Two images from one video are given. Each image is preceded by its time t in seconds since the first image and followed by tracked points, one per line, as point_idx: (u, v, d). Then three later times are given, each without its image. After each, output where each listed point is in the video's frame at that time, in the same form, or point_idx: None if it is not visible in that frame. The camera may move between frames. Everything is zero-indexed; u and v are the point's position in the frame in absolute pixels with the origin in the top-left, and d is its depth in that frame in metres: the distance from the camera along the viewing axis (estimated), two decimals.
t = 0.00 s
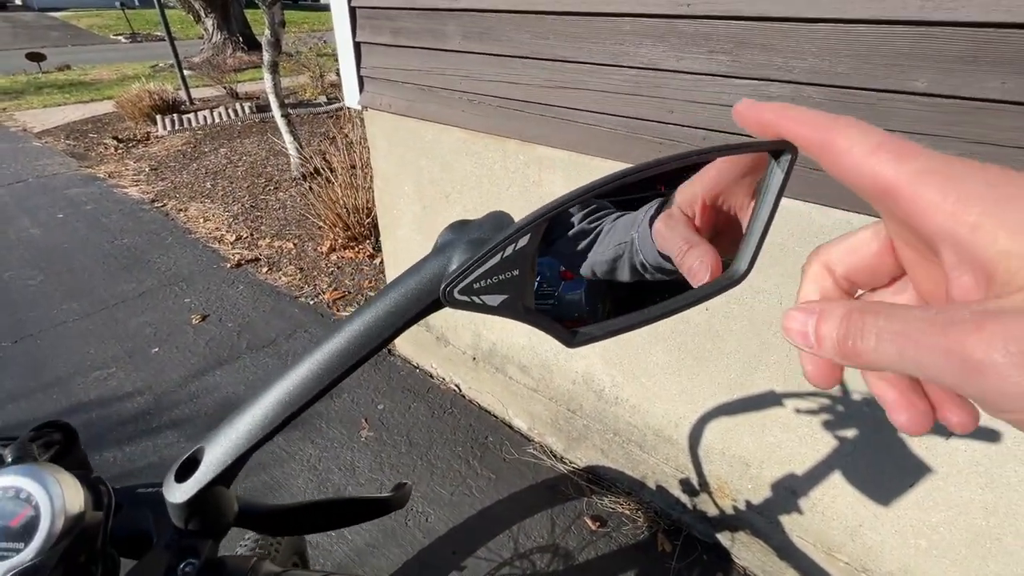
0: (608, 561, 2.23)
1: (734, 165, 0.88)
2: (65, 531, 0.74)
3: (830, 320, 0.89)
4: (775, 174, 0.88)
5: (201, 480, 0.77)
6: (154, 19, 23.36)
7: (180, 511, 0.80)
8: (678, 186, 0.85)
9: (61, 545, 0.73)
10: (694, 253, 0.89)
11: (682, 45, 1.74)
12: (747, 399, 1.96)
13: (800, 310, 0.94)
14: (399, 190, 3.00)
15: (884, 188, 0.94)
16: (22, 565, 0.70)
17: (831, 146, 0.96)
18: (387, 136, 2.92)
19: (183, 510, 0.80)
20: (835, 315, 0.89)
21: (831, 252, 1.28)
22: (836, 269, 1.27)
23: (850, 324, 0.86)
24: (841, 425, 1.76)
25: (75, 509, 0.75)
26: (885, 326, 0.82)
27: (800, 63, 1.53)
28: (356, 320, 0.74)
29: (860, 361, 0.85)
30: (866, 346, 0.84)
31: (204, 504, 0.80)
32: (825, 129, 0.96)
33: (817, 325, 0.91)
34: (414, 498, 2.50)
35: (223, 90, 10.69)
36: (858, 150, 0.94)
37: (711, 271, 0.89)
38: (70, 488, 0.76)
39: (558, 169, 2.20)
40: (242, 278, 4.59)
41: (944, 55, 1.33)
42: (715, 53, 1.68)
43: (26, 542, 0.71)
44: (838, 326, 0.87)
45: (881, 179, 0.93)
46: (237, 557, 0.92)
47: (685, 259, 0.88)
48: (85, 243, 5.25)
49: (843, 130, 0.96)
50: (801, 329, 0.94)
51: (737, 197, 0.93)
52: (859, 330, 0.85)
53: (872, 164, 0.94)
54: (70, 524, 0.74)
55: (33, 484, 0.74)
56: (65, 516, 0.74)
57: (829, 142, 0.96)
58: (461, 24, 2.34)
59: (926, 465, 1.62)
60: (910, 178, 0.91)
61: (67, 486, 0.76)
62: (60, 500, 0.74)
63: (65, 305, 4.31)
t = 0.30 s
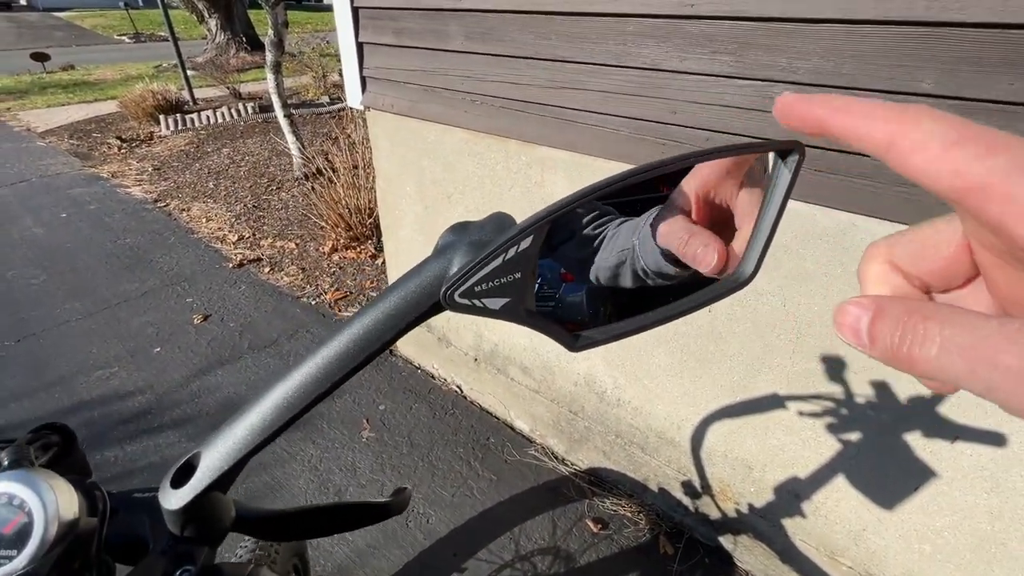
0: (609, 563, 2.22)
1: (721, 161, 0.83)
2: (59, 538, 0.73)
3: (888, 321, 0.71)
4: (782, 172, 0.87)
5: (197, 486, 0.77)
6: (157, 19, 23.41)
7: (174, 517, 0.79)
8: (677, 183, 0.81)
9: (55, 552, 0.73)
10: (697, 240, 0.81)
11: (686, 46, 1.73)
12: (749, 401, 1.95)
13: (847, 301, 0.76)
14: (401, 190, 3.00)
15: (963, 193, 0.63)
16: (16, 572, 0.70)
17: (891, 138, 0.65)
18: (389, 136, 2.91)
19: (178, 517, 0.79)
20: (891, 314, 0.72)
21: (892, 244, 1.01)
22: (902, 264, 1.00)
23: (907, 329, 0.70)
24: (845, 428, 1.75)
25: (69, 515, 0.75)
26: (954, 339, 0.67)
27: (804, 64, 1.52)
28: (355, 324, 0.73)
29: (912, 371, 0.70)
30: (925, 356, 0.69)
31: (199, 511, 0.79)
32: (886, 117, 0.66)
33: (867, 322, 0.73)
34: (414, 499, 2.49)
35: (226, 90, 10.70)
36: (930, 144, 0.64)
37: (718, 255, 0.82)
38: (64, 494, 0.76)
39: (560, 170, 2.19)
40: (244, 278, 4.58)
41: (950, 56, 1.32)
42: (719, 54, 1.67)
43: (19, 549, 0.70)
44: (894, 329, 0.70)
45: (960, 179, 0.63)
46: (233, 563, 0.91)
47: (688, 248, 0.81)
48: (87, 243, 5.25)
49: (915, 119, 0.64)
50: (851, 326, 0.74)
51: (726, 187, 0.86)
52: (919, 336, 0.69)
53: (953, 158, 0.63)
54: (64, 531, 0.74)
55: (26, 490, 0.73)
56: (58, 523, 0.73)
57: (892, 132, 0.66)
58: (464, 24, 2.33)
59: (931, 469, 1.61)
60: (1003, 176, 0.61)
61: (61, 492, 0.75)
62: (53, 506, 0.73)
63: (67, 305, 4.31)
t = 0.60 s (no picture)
0: (610, 564, 2.22)
1: (716, 173, 0.86)
2: (60, 539, 0.73)
3: (874, 365, 0.74)
4: (779, 178, 0.85)
5: (197, 487, 0.77)
6: (160, 19, 23.43)
7: (176, 518, 0.79)
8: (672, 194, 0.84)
9: (56, 553, 0.73)
10: (683, 262, 0.85)
11: (687, 47, 1.73)
12: (750, 402, 1.96)
13: (838, 347, 0.79)
14: (403, 191, 3.00)
15: (937, 228, 0.70)
16: (17, 572, 0.70)
17: (871, 173, 0.72)
18: (391, 137, 2.91)
19: (179, 518, 0.79)
20: (878, 358, 0.74)
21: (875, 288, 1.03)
22: (884, 308, 1.02)
23: (892, 372, 0.72)
24: (846, 429, 1.75)
25: (70, 516, 0.75)
26: (940, 385, 0.68)
27: (805, 66, 1.52)
28: (353, 327, 0.73)
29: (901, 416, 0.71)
30: (912, 402, 0.70)
31: (200, 512, 0.79)
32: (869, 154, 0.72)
33: (856, 365, 0.76)
34: (415, 499, 2.49)
35: (228, 90, 10.71)
36: (906, 181, 0.70)
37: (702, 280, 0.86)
38: (67, 496, 0.76)
39: (561, 171, 2.20)
40: (246, 278, 4.59)
41: (952, 57, 1.32)
42: (720, 55, 1.67)
43: (21, 549, 0.71)
44: (880, 373, 0.73)
45: (933, 216, 0.70)
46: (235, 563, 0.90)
47: (675, 269, 0.85)
48: (90, 243, 5.26)
49: (894, 156, 0.72)
50: (842, 370, 0.77)
51: (718, 207, 0.90)
52: (905, 382, 0.71)
53: (924, 198, 0.70)
54: (65, 532, 0.74)
55: (28, 491, 0.73)
56: (60, 524, 0.73)
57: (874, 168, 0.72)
58: (465, 25, 2.34)
59: (932, 471, 1.60)
60: (972, 217, 0.68)
61: (63, 493, 0.75)
62: (55, 507, 0.73)
63: (70, 305, 4.32)
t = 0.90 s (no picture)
0: (613, 564, 2.22)
1: (724, 177, 0.86)
2: (70, 536, 0.74)
3: (880, 373, 0.76)
4: (787, 179, 0.83)
5: (203, 486, 0.77)
6: (162, 19, 23.47)
7: (183, 518, 0.79)
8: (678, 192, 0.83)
9: (66, 550, 0.73)
10: (686, 266, 0.86)
11: (690, 47, 1.73)
12: (752, 403, 1.95)
13: (847, 357, 0.82)
14: (405, 190, 3.00)
15: (940, 238, 0.71)
16: (27, 569, 0.70)
17: (872, 184, 0.73)
18: (394, 137, 2.92)
19: (186, 517, 0.79)
20: (885, 367, 0.76)
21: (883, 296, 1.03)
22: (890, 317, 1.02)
23: (899, 379, 0.74)
24: (849, 430, 1.75)
25: (79, 513, 0.75)
26: (946, 392, 0.69)
27: (808, 66, 1.52)
28: (359, 326, 0.73)
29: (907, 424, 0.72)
30: (917, 409, 0.71)
31: (206, 511, 0.79)
32: (874, 162, 0.73)
33: (864, 374, 0.78)
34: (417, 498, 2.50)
35: (231, 90, 10.73)
36: (908, 191, 0.71)
37: (706, 282, 0.87)
38: (75, 494, 0.77)
39: (564, 171, 2.20)
40: (249, 278, 4.60)
41: (956, 57, 1.32)
42: (722, 55, 1.67)
43: (31, 546, 0.71)
44: (886, 380, 0.75)
45: (935, 226, 0.71)
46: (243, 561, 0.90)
47: (677, 274, 0.86)
48: (93, 243, 5.28)
49: (894, 166, 0.73)
50: (850, 380, 0.80)
51: (724, 213, 0.90)
52: (910, 390, 0.72)
53: (927, 208, 0.71)
54: (75, 529, 0.75)
55: (38, 489, 0.74)
56: (69, 521, 0.74)
57: (877, 177, 0.73)
58: (468, 25, 2.34)
59: (935, 472, 1.60)
60: (973, 226, 0.69)
61: (72, 491, 0.76)
62: (65, 504, 0.74)
63: (74, 304, 4.33)
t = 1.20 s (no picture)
0: (615, 563, 2.22)
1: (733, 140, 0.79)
2: (89, 525, 0.75)
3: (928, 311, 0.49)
4: (787, 175, 0.88)
5: (218, 478, 0.78)
6: (165, 20, 23.50)
7: (199, 509, 0.80)
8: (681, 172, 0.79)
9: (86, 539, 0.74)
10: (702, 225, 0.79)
11: (692, 47, 1.73)
12: (754, 402, 1.96)
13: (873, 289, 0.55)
14: (407, 190, 3.01)
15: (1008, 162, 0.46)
16: (48, 556, 0.71)
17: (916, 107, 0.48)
18: (396, 137, 2.92)
19: (202, 508, 0.80)
20: (936, 304, 0.49)
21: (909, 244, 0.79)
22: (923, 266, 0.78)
23: (949, 312, 0.48)
24: (851, 429, 1.75)
25: (98, 503, 0.76)
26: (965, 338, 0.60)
27: (811, 65, 1.52)
28: (369, 321, 0.74)
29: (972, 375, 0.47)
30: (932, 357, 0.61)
31: (222, 502, 0.80)
32: (914, 97, 0.49)
33: (900, 308, 0.51)
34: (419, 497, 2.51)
35: (233, 91, 10.75)
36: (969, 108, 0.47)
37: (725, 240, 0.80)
38: (94, 484, 0.78)
39: (566, 171, 2.20)
40: (252, 278, 4.61)
41: (958, 56, 1.32)
42: (725, 54, 1.67)
43: (51, 535, 0.72)
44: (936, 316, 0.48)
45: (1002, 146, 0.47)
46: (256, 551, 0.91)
47: (694, 233, 0.79)
48: (97, 242, 5.30)
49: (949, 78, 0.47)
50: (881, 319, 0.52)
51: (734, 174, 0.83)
52: (966, 319, 0.47)
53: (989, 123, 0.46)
54: (94, 518, 0.76)
55: (58, 478, 0.75)
56: (88, 510, 0.75)
57: (919, 115, 0.49)
58: (471, 25, 2.34)
59: (938, 470, 1.60)
60: None
61: (90, 481, 0.77)
62: (85, 494, 0.75)
63: (78, 304, 4.35)
